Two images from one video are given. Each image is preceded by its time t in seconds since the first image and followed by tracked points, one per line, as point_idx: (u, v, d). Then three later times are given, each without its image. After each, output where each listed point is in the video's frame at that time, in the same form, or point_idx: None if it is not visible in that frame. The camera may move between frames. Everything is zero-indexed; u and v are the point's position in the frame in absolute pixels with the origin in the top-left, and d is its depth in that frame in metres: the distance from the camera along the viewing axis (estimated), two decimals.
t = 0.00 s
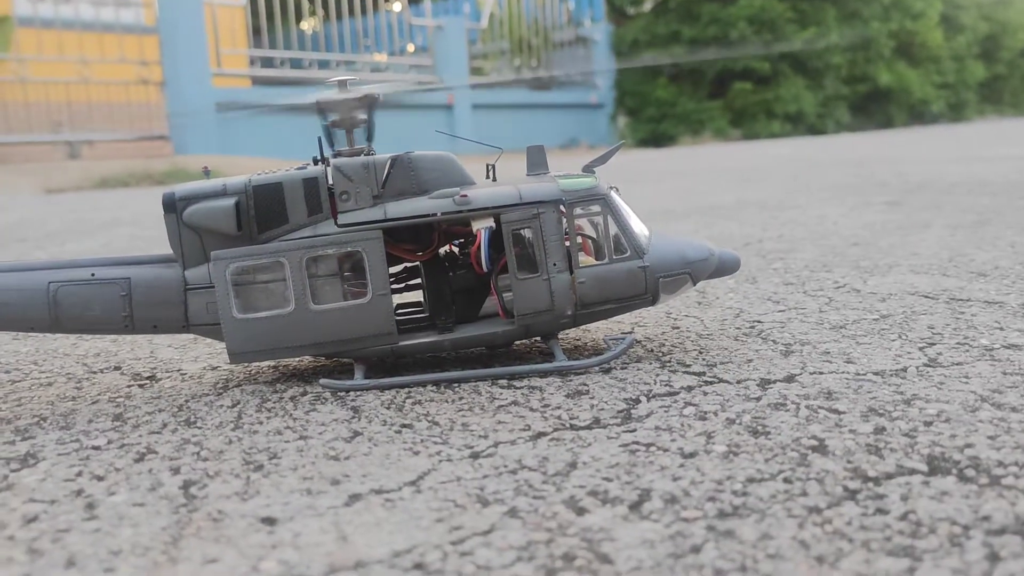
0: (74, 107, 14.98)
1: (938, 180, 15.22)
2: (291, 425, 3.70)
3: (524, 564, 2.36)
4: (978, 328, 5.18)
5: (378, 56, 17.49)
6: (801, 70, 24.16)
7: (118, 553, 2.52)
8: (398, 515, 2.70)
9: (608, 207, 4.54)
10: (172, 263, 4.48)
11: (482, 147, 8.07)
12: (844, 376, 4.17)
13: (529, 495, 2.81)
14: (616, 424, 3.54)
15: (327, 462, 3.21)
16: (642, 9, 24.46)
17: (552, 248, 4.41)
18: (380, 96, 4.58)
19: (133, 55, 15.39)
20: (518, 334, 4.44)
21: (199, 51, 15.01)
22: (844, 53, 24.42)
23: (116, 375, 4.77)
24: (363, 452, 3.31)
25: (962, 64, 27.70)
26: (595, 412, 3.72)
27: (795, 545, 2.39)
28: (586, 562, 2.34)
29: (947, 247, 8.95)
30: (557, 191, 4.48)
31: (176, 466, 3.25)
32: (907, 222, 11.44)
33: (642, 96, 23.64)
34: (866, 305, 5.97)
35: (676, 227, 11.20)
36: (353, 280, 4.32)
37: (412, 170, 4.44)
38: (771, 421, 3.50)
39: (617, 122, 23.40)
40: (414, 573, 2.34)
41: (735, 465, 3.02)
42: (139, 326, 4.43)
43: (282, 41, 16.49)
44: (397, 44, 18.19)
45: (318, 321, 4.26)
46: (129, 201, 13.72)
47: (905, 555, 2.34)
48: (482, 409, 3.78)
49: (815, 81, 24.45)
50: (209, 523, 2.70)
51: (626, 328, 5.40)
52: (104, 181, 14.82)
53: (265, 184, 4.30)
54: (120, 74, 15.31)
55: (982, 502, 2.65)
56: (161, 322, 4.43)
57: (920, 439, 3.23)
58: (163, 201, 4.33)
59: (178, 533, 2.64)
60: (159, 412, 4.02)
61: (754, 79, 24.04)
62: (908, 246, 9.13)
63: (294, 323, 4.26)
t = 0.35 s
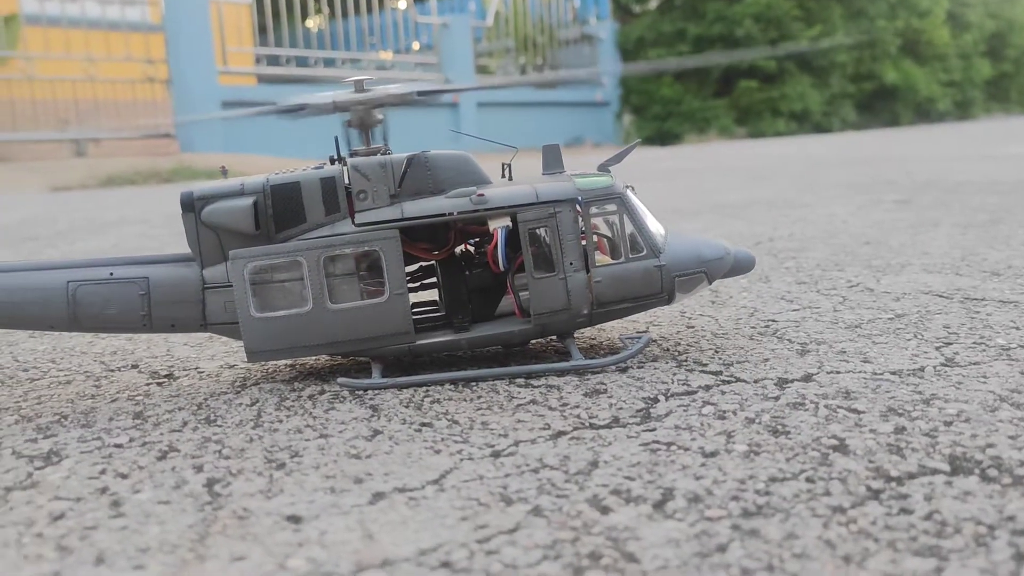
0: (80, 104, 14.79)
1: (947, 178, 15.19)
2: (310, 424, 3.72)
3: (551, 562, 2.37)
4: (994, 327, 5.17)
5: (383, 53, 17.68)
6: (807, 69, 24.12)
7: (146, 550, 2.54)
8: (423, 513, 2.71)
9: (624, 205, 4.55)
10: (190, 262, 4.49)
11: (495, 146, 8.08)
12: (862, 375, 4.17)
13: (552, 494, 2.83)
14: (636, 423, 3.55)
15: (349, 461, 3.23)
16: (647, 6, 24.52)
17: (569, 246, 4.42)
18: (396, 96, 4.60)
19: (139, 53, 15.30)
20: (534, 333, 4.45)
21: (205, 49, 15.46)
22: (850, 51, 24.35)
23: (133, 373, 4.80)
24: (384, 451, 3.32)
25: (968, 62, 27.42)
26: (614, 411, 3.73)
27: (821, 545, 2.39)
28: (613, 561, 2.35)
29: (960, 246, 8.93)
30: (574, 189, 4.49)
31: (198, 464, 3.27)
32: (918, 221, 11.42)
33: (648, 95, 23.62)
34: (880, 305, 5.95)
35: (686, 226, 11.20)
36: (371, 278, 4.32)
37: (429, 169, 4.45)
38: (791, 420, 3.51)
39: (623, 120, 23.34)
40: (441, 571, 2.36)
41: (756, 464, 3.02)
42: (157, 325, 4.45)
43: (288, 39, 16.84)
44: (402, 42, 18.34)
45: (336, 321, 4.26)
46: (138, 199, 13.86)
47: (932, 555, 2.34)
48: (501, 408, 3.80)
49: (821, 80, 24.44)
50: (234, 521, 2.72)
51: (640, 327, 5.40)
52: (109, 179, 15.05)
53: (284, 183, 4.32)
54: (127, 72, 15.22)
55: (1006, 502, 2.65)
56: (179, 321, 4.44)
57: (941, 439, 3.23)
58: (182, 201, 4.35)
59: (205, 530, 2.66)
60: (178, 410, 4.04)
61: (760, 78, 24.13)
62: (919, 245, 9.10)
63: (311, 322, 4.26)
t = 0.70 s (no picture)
0: (87, 104, 15.15)
1: (958, 176, 15.12)
2: (338, 420, 3.74)
3: (589, 556, 2.38)
4: (1016, 325, 5.16)
5: (389, 52, 17.80)
6: (813, 67, 23.97)
7: (186, 543, 2.56)
8: (458, 508, 2.73)
9: (647, 203, 4.56)
10: (215, 259, 4.51)
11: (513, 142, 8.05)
12: (886, 372, 4.18)
13: (585, 489, 2.84)
14: (663, 419, 3.56)
15: (380, 456, 3.25)
16: (652, 5, 24.44)
17: (592, 244, 4.43)
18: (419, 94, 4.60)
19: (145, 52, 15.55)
20: (558, 330, 4.46)
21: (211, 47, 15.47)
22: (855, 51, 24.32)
23: (157, 370, 4.82)
24: (413, 446, 3.34)
25: (975, 60, 27.14)
26: (640, 408, 3.74)
27: (859, 540, 2.40)
28: (651, 555, 2.36)
29: (975, 244, 8.90)
30: (597, 186, 4.50)
31: (230, 459, 3.30)
32: (931, 219, 11.37)
33: (653, 92, 23.61)
34: (899, 302, 5.96)
35: (698, 224, 11.19)
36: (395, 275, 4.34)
37: (453, 166, 4.46)
38: (818, 416, 3.51)
39: (627, 119, 23.74)
40: (481, 564, 2.37)
41: (788, 460, 3.03)
42: (182, 321, 4.47)
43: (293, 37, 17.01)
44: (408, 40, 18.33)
45: (361, 317, 4.27)
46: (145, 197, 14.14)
47: (969, 550, 2.35)
48: (528, 405, 3.82)
49: (827, 78, 24.30)
50: (271, 515, 2.74)
51: (660, 325, 5.41)
52: (117, 178, 15.32)
53: (308, 180, 4.32)
54: (133, 70, 15.45)
55: None
56: (204, 318, 4.46)
57: (972, 436, 3.23)
58: (207, 198, 4.35)
59: (243, 524, 2.68)
60: (206, 406, 4.06)
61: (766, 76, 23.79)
62: (934, 243, 9.07)
63: (336, 319, 4.27)
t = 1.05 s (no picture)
0: (91, 103, 15.13)
1: (966, 175, 15.07)
2: (362, 417, 3.74)
3: (623, 554, 2.38)
4: None
5: (392, 51, 18.02)
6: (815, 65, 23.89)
7: (219, 540, 2.57)
8: (488, 506, 2.74)
9: (667, 200, 4.57)
10: (235, 258, 4.52)
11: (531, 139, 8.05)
12: (908, 370, 4.17)
13: (614, 487, 2.84)
14: (688, 417, 3.56)
15: (406, 454, 3.25)
16: (656, 3, 24.42)
17: (613, 242, 4.44)
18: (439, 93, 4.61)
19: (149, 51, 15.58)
20: (578, 328, 4.47)
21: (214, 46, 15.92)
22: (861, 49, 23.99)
23: (178, 368, 4.84)
24: (439, 445, 3.34)
25: (977, 59, 26.90)
26: (664, 405, 3.74)
27: (894, 538, 2.40)
28: (686, 553, 2.36)
29: (988, 242, 8.87)
30: (617, 184, 4.51)
31: (257, 457, 3.31)
32: (942, 218, 11.34)
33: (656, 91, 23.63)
34: (916, 301, 5.95)
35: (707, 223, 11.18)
36: (417, 273, 4.35)
37: (473, 164, 4.47)
38: (843, 414, 3.51)
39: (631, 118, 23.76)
40: (515, 562, 2.37)
41: (815, 458, 3.03)
42: (203, 320, 4.48)
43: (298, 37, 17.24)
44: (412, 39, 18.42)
45: (382, 315, 4.28)
46: (155, 195, 14.27)
47: (1006, 548, 2.35)
48: (551, 403, 3.83)
49: (829, 76, 24.26)
50: (302, 513, 2.75)
51: (678, 323, 5.42)
52: (121, 177, 15.28)
53: (330, 179, 4.33)
54: (137, 70, 15.44)
55: None
56: (225, 317, 4.47)
57: (999, 434, 3.22)
58: (228, 196, 4.36)
59: (274, 521, 2.69)
60: (228, 403, 4.07)
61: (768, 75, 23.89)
62: (946, 242, 9.04)
63: (358, 317, 4.28)
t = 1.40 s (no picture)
0: (92, 102, 15.24)
1: (970, 174, 15.07)
2: (376, 416, 3.75)
3: (643, 551, 2.39)
4: None
5: (394, 50, 17.95)
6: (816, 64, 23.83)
7: (239, 537, 2.58)
8: (507, 503, 2.75)
9: (678, 199, 4.58)
10: (248, 257, 4.53)
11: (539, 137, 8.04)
12: (920, 368, 4.18)
13: (632, 485, 2.85)
14: (702, 415, 3.57)
15: (422, 451, 3.26)
16: (657, 3, 24.44)
17: (624, 240, 4.45)
18: (450, 91, 4.62)
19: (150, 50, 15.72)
20: (590, 326, 4.48)
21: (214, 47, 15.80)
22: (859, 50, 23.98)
23: (190, 366, 4.85)
24: (455, 442, 3.35)
25: (978, 58, 26.81)
26: (678, 403, 3.76)
27: (913, 535, 2.41)
28: (706, 550, 2.37)
29: (995, 241, 8.89)
30: (628, 183, 4.53)
31: (273, 455, 3.31)
32: (947, 217, 11.37)
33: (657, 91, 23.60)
34: (925, 299, 5.96)
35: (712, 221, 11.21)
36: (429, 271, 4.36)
37: (484, 163, 4.48)
38: (857, 412, 3.51)
39: (631, 117, 23.80)
40: (537, 559, 2.38)
41: (831, 455, 3.03)
42: (215, 319, 4.49)
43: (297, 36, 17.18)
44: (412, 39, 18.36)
45: (394, 314, 4.29)
46: (158, 194, 14.34)
47: None
48: (564, 401, 3.84)
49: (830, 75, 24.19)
50: (321, 510, 2.76)
51: (688, 321, 5.43)
52: (123, 177, 15.32)
53: (343, 177, 4.33)
54: (138, 69, 15.63)
55: None
56: (237, 315, 4.48)
57: (1013, 431, 3.23)
58: (240, 195, 4.36)
59: (294, 519, 2.70)
60: (242, 402, 4.08)
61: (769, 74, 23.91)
62: (952, 241, 9.03)
63: (371, 316, 4.30)
